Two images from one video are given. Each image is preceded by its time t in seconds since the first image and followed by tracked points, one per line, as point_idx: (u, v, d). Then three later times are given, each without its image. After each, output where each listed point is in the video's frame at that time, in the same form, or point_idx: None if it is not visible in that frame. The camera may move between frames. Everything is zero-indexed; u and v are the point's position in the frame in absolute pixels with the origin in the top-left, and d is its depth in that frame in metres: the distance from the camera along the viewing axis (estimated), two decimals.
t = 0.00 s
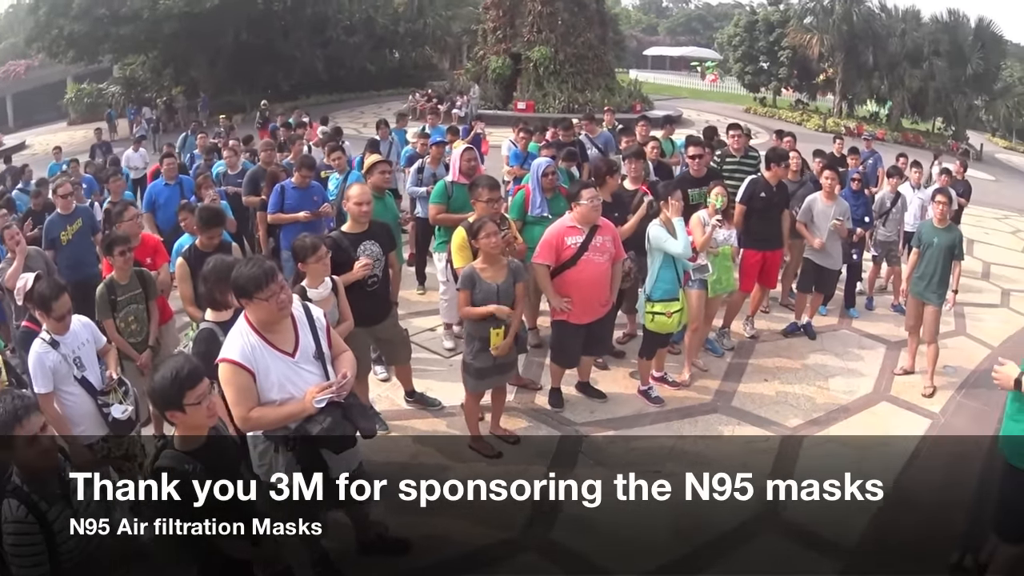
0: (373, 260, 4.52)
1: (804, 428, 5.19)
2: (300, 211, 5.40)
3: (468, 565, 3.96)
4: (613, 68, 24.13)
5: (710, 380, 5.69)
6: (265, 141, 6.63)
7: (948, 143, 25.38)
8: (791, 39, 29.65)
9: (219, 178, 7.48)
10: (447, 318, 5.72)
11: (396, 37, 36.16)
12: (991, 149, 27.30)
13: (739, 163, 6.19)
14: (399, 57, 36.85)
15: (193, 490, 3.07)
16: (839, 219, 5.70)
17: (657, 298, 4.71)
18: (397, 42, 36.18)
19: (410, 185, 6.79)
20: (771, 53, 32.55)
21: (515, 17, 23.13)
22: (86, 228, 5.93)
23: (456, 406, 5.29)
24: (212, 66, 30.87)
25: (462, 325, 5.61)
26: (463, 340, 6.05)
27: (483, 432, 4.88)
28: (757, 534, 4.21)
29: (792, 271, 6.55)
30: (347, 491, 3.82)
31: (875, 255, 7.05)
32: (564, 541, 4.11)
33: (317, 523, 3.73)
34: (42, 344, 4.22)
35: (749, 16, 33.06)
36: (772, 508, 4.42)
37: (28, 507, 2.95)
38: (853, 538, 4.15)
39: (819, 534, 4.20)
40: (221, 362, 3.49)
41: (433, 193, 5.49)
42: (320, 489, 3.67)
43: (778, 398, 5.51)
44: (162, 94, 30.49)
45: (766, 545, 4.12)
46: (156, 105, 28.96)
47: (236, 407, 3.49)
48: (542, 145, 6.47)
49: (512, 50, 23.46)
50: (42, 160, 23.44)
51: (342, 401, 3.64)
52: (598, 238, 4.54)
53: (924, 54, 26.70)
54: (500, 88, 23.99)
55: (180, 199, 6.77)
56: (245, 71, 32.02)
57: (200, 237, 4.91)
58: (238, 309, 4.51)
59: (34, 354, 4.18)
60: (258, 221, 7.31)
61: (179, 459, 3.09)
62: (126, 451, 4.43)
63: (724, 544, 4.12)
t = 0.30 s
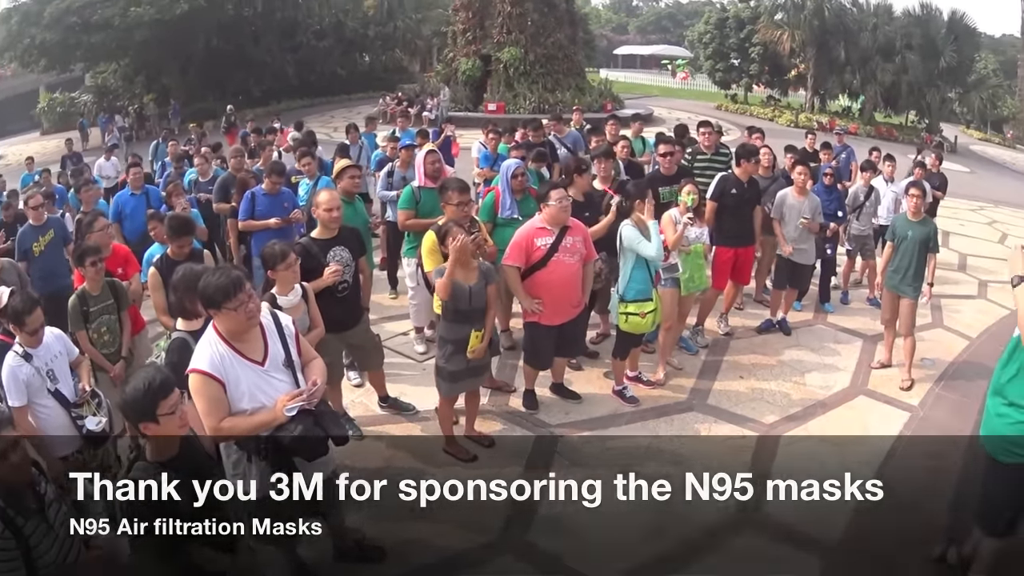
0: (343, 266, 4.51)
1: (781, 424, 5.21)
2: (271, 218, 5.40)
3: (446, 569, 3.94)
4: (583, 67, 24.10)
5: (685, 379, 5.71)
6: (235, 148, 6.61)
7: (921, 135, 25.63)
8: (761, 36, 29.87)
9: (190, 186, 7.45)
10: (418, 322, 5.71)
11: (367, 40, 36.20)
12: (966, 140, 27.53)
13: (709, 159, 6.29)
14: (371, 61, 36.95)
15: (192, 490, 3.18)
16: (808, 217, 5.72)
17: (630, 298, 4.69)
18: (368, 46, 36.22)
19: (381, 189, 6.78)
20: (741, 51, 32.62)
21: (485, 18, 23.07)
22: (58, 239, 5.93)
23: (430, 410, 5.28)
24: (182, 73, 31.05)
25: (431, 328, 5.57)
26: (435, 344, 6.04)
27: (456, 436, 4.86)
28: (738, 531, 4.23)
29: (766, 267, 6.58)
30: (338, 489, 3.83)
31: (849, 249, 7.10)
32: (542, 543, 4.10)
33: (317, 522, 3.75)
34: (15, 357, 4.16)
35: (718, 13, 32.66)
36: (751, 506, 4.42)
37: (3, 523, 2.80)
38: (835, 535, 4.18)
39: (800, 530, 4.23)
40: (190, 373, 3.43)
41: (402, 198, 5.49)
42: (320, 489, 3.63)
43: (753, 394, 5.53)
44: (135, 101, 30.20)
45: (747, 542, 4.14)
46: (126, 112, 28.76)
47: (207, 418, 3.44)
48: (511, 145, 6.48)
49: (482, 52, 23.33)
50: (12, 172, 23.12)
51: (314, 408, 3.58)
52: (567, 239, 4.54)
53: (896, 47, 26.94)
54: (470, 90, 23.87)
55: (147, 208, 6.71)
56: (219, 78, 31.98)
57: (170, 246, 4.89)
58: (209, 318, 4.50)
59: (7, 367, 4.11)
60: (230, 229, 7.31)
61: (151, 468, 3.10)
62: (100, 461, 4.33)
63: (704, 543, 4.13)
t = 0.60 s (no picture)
0: (316, 274, 4.51)
1: (758, 424, 5.25)
2: (245, 226, 5.42)
3: None
4: (557, 69, 24.11)
5: (661, 380, 5.73)
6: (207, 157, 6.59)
7: (898, 131, 25.88)
8: (734, 35, 30.02)
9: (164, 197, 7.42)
10: (392, 328, 5.71)
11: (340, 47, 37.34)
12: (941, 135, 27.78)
13: (683, 161, 6.36)
14: (344, 67, 38.41)
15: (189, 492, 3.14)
16: (780, 217, 5.75)
17: (608, 301, 4.70)
18: (340, 52, 37.48)
19: (354, 196, 6.79)
20: (715, 51, 32.79)
21: (458, 22, 23.07)
22: (33, 251, 5.96)
23: (407, 416, 5.28)
24: (157, 81, 30.85)
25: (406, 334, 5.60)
26: (410, 349, 6.05)
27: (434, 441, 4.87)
28: (719, 531, 4.24)
29: (741, 267, 6.61)
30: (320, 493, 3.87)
31: (824, 247, 7.18)
32: (522, 547, 4.10)
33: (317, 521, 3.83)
34: None
35: (692, 13, 33.14)
36: (729, 506, 4.46)
37: None
38: (815, 533, 4.22)
39: (781, 530, 4.25)
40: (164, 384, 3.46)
41: (371, 206, 5.48)
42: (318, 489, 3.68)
43: (729, 394, 5.57)
44: (108, 110, 29.99)
45: (728, 542, 4.16)
46: (102, 120, 28.57)
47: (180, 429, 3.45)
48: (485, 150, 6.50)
49: (455, 57, 23.23)
50: None
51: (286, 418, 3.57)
52: (541, 242, 4.54)
53: (871, 45, 27.18)
54: (443, 94, 23.57)
55: (117, 219, 6.73)
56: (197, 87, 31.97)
57: (144, 256, 4.88)
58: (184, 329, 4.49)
59: None
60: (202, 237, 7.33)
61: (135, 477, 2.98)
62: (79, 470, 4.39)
63: (685, 543, 4.15)
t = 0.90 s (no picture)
0: (291, 286, 4.51)
1: (736, 427, 5.28)
2: (220, 239, 5.46)
3: None
4: (530, 77, 24.21)
5: (638, 386, 5.76)
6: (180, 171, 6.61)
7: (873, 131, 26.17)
8: (709, 39, 30.18)
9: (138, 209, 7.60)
10: (369, 339, 5.74)
11: (315, 57, 37.90)
12: (917, 135, 28.05)
13: (656, 165, 6.44)
14: (317, 78, 38.90)
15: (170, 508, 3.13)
16: (754, 221, 5.83)
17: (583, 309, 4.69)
18: (313, 63, 38.05)
19: (329, 208, 6.83)
20: (688, 55, 33.44)
21: (432, 31, 23.07)
22: (10, 267, 5.93)
23: (385, 427, 5.29)
24: (132, 95, 30.84)
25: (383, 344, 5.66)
26: (386, 360, 6.06)
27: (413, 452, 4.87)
28: (698, 534, 4.26)
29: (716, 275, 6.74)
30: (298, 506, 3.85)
31: (800, 249, 7.26)
32: (504, 555, 4.10)
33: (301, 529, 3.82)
34: None
35: (665, 18, 33.80)
36: (710, 510, 4.47)
37: None
38: (796, 535, 4.25)
39: (760, 532, 4.27)
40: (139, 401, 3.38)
41: (343, 220, 5.49)
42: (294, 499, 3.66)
43: (706, 398, 5.60)
44: (85, 124, 29.88)
45: (708, 545, 4.17)
46: (78, 135, 28.46)
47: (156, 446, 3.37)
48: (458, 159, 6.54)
49: (428, 66, 23.33)
50: None
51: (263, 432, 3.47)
52: (515, 250, 4.55)
53: (845, 46, 27.42)
54: (417, 104, 23.89)
55: (88, 236, 6.93)
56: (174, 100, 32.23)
57: (119, 272, 4.88)
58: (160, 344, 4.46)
59: None
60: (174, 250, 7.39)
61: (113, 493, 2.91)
62: (58, 489, 4.17)
63: (666, 547, 4.16)
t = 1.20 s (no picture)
0: (269, 299, 4.52)
1: (718, 427, 5.31)
2: (198, 253, 5.51)
3: None
4: (504, 84, 24.24)
5: (618, 390, 5.79)
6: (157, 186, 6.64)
7: (850, 128, 26.40)
8: (683, 41, 30.24)
9: (117, 225, 7.67)
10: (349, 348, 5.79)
11: (290, 69, 37.23)
12: (894, 132, 28.23)
13: (632, 169, 6.49)
14: (292, 90, 38.16)
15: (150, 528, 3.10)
16: (732, 222, 5.93)
17: (563, 315, 4.71)
18: (290, 76, 37.49)
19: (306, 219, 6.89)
20: (663, 58, 33.54)
21: (405, 40, 22.89)
22: None
23: (367, 438, 5.30)
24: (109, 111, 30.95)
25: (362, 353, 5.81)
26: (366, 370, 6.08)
27: (394, 462, 4.88)
28: (682, 535, 4.28)
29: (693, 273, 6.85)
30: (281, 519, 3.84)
31: (777, 248, 7.32)
32: (488, 562, 4.10)
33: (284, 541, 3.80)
34: None
35: (639, 22, 34.03)
36: (693, 511, 4.50)
37: None
38: (780, 533, 4.27)
39: (744, 531, 4.30)
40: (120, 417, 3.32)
41: (317, 233, 5.50)
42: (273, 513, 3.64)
43: (686, 400, 5.63)
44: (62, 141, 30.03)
45: (692, 546, 4.20)
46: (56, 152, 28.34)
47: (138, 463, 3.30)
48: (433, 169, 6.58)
49: (403, 75, 23.28)
50: None
51: (243, 445, 3.39)
52: (491, 258, 4.56)
53: (820, 45, 27.60)
54: (392, 114, 23.88)
55: (69, 251, 6.99)
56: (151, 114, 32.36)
57: (97, 287, 4.88)
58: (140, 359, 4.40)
59: None
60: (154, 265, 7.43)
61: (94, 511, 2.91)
62: (46, 503, 4.12)
63: (650, 549, 4.17)
